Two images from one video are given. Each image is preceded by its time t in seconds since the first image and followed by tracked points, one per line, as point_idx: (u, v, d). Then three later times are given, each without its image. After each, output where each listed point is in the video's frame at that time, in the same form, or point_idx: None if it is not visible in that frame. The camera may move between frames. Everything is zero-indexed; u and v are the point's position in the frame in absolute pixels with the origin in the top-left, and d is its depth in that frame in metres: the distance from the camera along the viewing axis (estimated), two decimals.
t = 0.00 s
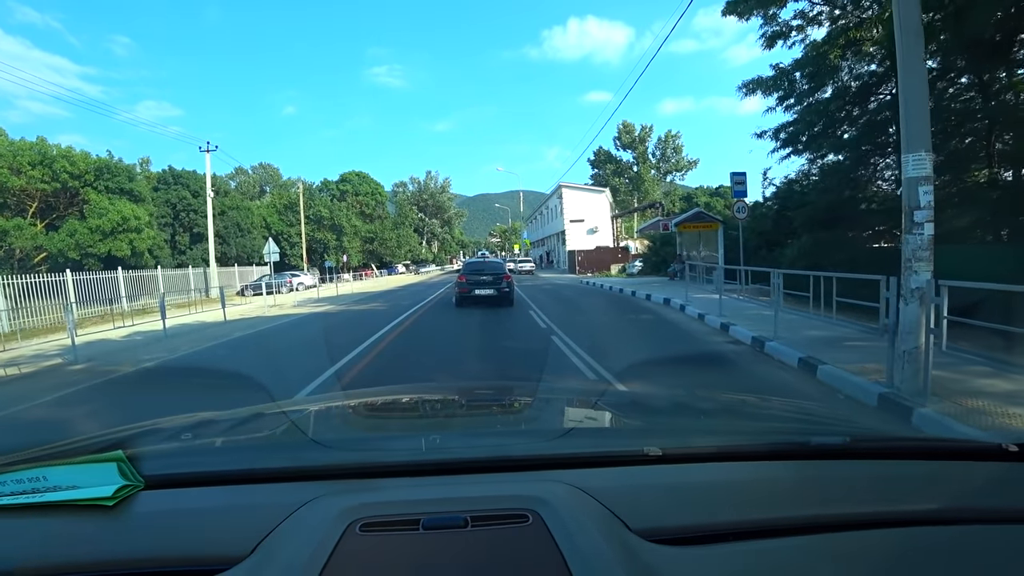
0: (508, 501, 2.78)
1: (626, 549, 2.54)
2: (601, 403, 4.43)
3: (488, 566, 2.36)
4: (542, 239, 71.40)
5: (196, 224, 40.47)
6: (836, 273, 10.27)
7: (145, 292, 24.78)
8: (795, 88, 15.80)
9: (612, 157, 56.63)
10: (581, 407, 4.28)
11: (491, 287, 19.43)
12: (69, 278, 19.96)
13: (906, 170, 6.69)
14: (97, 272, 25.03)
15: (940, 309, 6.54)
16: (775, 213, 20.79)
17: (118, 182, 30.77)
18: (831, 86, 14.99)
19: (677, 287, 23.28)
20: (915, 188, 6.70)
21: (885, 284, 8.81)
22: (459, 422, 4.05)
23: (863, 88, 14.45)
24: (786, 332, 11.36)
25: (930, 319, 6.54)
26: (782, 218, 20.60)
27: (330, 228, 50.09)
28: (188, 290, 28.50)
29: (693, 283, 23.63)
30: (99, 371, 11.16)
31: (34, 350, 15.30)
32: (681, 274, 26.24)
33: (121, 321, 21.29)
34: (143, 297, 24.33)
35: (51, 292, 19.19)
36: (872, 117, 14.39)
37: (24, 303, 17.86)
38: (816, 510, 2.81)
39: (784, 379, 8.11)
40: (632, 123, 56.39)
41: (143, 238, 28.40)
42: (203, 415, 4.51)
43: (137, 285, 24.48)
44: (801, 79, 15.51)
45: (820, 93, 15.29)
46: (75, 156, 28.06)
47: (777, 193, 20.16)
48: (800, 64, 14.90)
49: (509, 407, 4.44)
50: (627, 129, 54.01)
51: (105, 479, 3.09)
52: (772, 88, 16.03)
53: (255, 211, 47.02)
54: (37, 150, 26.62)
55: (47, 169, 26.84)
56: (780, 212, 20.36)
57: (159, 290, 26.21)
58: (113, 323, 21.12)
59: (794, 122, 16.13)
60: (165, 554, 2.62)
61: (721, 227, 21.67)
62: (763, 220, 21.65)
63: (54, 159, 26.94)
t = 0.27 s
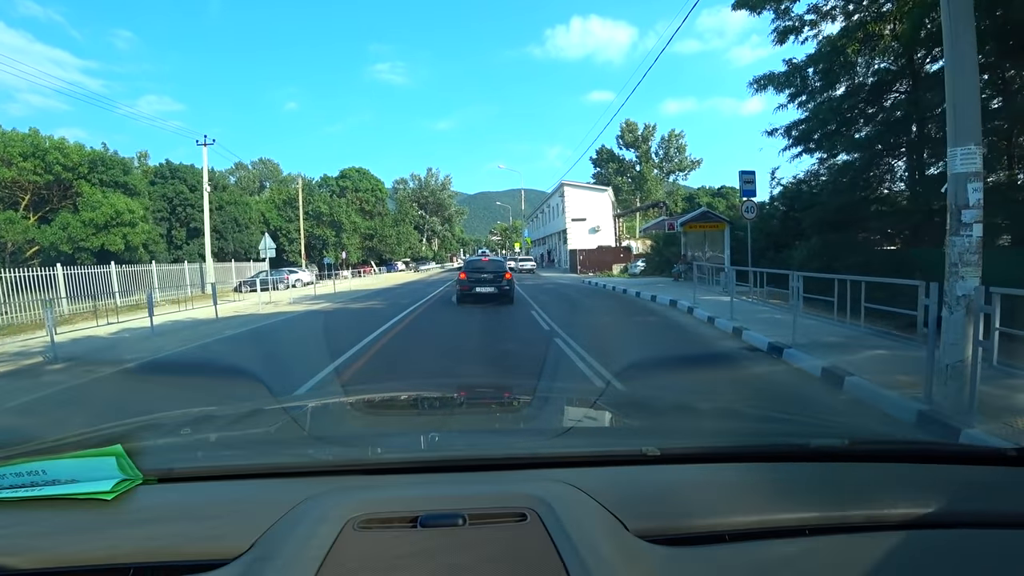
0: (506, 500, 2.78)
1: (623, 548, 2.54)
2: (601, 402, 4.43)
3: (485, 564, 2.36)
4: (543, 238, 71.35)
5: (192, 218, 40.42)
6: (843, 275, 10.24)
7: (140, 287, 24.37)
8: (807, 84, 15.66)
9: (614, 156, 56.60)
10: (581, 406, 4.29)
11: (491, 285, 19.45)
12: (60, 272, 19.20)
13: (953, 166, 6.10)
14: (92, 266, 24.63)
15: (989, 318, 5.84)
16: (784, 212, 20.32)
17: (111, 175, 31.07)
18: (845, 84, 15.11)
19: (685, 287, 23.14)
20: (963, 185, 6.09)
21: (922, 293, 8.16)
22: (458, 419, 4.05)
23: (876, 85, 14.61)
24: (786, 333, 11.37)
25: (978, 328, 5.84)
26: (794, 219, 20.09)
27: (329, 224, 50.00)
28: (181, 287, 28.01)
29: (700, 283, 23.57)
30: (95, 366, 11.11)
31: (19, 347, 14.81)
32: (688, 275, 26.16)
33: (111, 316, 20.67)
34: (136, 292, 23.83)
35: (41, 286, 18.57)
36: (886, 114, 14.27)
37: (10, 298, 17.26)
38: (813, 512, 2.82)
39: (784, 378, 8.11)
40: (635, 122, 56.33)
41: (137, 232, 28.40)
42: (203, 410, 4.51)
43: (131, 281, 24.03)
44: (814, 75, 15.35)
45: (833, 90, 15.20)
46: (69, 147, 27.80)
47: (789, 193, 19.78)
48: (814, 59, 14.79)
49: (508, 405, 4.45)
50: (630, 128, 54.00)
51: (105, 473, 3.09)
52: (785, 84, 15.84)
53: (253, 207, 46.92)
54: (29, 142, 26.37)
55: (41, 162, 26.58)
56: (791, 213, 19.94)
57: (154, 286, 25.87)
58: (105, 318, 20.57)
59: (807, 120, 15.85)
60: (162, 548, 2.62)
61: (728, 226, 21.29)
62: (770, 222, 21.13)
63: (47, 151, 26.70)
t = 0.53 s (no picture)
0: (505, 498, 2.78)
1: (621, 549, 2.54)
2: (600, 402, 4.43)
3: (482, 563, 2.36)
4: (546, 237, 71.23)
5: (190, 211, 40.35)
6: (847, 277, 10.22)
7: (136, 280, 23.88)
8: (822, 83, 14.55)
9: (619, 155, 56.47)
10: (582, 406, 4.28)
11: (493, 282, 19.44)
12: (54, 263, 18.61)
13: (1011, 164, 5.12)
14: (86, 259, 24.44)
15: None
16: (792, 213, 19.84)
17: (110, 166, 30.65)
18: (861, 83, 13.93)
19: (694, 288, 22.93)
20: None
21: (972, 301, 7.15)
22: (457, 417, 4.05)
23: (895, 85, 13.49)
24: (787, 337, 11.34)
25: None
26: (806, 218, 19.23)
27: (330, 219, 49.92)
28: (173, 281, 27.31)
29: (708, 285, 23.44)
30: (92, 358, 11.06)
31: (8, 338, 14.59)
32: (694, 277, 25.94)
33: (102, 311, 19.83)
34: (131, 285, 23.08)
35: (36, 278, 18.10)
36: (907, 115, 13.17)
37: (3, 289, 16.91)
38: (813, 516, 2.81)
39: (784, 382, 8.09)
40: (640, 121, 56.18)
41: (135, 224, 27.78)
42: (203, 403, 4.51)
43: (126, 275, 23.29)
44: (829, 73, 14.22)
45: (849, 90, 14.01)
46: (66, 136, 27.63)
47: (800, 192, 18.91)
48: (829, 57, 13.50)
49: (508, 404, 4.45)
50: (635, 127, 53.90)
51: (104, 465, 3.09)
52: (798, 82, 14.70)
53: (252, 201, 46.85)
54: (25, 130, 26.29)
55: (37, 151, 26.51)
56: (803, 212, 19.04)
57: (149, 279, 25.28)
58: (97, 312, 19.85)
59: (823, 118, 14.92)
60: (160, 541, 2.62)
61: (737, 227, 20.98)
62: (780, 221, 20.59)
63: (44, 140, 26.59)
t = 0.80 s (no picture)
0: (507, 503, 2.77)
1: (624, 555, 2.53)
2: (603, 407, 4.41)
3: (484, 569, 2.35)
4: (550, 240, 71.21)
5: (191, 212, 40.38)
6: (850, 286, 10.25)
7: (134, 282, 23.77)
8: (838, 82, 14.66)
9: (623, 159, 56.46)
10: (584, 410, 4.27)
11: (497, 285, 19.46)
12: (46, 264, 18.25)
13: None
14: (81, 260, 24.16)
15: None
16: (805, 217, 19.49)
17: (108, 166, 30.83)
18: (879, 83, 13.99)
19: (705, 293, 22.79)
20: None
21: None
22: (459, 421, 4.04)
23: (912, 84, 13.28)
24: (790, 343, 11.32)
25: None
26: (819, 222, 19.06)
27: (332, 222, 49.88)
28: (170, 283, 26.95)
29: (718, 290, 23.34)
30: (92, 359, 11.06)
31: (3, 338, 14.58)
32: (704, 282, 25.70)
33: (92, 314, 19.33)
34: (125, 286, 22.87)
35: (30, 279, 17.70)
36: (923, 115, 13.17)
37: None
38: (817, 522, 2.79)
39: (788, 388, 8.06)
40: (645, 124, 56.16)
41: (132, 225, 27.89)
42: (205, 405, 4.51)
43: (123, 276, 23.19)
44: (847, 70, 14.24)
45: (866, 88, 14.07)
46: (64, 135, 27.31)
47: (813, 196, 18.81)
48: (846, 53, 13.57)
49: (511, 407, 4.44)
50: (640, 130, 53.91)
51: (107, 466, 3.08)
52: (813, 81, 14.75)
53: (253, 202, 46.97)
54: (22, 129, 25.98)
55: (34, 150, 26.25)
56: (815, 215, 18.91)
57: (146, 281, 24.89)
58: (89, 315, 19.39)
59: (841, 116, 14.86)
60: (162, 543, 2.61)
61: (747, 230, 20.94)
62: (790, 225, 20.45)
63: (41, 139, 26.27)
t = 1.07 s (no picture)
0: (511, 506, 2.76)
1: (629, 559, 2.51)
2: (607, 410, 4.40)
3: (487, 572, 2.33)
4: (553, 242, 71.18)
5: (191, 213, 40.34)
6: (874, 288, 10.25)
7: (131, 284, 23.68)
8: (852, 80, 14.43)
9: (627, 160, 56.46)
10: (588, 413, 4.26)
11: (500, 287, 19.48)
12: (38, 266, 18.27)
13: None
14: (76, 260, 24.03)
15: None
16: (816, 219, 19.21)
17: (105, 166, 30.62)
18: (897, 79, 13.77)
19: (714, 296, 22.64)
20: None
21: None
22: (463, 424, 4.03)
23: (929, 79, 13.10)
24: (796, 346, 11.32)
25: None
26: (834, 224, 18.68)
27: (334, 224, 49.89)
28: (168, 285, 26.85)
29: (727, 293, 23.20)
30: (91, 361, 11.06)
31: None
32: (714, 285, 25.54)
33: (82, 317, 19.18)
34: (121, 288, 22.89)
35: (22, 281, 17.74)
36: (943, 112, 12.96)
37: None
38: (823, 527, 2.78)
39: (792, 391, 8.03)
40: (649, 125, 56.12)
41: (128, 226, 27.84)
42: (209, 407, 4.51)
43: (119, 278, 23.14)
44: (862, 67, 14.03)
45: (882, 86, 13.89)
46: (60, 135, 27.36)
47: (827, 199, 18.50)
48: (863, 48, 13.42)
49: (514, 410, 4.43)
50: (643, 131, 53.92)
51: (110, 468, 3.08)
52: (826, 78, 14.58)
53: (254, 202, 46.95)
54: (19, 129, 25.88)
55: (30, 150, 26.25)
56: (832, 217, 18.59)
57: (142, 283, 24.68)
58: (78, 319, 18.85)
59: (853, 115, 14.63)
60: (165, 546, 2.61)
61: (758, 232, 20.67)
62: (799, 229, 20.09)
63: (36, 139, 26.24)
